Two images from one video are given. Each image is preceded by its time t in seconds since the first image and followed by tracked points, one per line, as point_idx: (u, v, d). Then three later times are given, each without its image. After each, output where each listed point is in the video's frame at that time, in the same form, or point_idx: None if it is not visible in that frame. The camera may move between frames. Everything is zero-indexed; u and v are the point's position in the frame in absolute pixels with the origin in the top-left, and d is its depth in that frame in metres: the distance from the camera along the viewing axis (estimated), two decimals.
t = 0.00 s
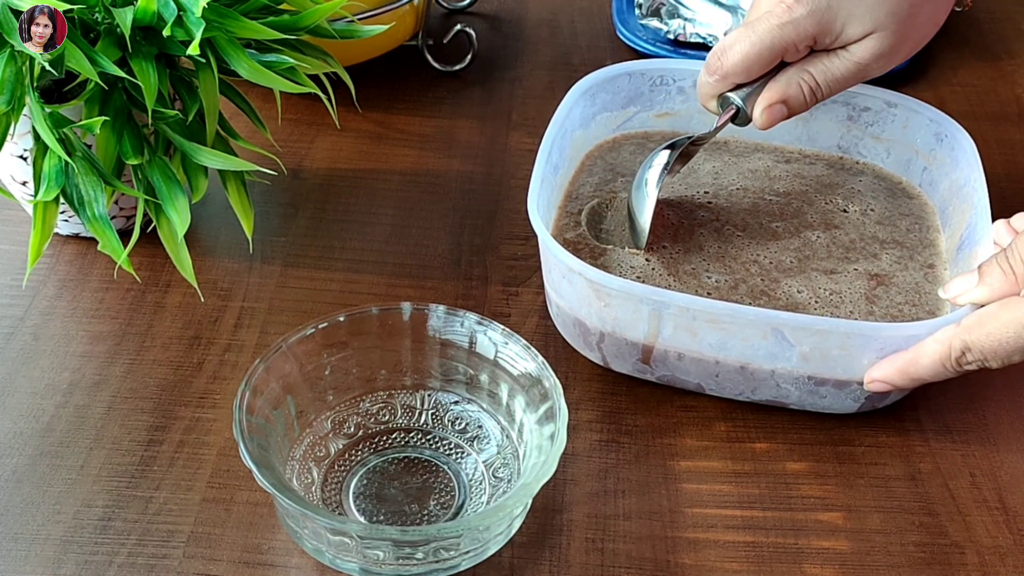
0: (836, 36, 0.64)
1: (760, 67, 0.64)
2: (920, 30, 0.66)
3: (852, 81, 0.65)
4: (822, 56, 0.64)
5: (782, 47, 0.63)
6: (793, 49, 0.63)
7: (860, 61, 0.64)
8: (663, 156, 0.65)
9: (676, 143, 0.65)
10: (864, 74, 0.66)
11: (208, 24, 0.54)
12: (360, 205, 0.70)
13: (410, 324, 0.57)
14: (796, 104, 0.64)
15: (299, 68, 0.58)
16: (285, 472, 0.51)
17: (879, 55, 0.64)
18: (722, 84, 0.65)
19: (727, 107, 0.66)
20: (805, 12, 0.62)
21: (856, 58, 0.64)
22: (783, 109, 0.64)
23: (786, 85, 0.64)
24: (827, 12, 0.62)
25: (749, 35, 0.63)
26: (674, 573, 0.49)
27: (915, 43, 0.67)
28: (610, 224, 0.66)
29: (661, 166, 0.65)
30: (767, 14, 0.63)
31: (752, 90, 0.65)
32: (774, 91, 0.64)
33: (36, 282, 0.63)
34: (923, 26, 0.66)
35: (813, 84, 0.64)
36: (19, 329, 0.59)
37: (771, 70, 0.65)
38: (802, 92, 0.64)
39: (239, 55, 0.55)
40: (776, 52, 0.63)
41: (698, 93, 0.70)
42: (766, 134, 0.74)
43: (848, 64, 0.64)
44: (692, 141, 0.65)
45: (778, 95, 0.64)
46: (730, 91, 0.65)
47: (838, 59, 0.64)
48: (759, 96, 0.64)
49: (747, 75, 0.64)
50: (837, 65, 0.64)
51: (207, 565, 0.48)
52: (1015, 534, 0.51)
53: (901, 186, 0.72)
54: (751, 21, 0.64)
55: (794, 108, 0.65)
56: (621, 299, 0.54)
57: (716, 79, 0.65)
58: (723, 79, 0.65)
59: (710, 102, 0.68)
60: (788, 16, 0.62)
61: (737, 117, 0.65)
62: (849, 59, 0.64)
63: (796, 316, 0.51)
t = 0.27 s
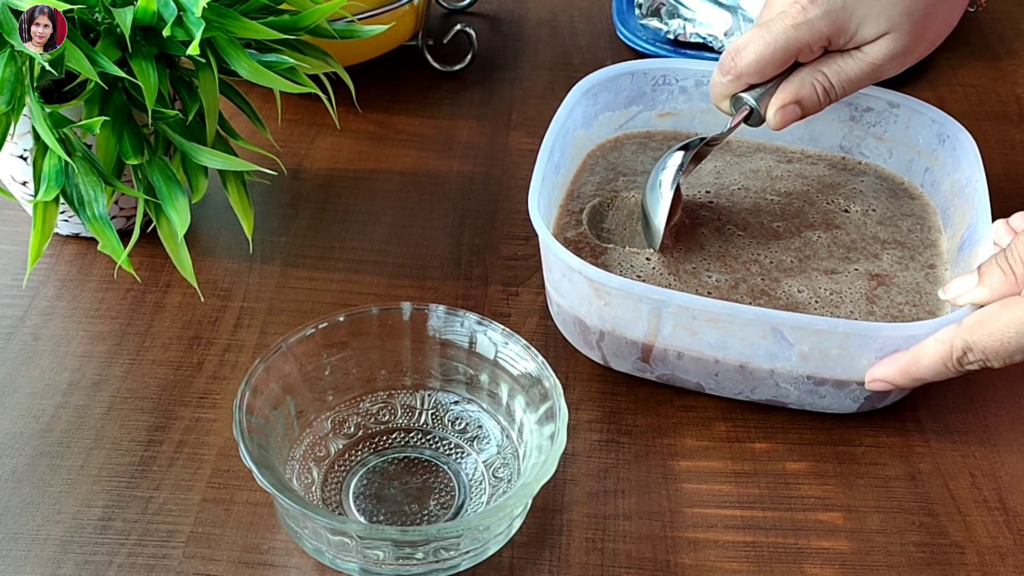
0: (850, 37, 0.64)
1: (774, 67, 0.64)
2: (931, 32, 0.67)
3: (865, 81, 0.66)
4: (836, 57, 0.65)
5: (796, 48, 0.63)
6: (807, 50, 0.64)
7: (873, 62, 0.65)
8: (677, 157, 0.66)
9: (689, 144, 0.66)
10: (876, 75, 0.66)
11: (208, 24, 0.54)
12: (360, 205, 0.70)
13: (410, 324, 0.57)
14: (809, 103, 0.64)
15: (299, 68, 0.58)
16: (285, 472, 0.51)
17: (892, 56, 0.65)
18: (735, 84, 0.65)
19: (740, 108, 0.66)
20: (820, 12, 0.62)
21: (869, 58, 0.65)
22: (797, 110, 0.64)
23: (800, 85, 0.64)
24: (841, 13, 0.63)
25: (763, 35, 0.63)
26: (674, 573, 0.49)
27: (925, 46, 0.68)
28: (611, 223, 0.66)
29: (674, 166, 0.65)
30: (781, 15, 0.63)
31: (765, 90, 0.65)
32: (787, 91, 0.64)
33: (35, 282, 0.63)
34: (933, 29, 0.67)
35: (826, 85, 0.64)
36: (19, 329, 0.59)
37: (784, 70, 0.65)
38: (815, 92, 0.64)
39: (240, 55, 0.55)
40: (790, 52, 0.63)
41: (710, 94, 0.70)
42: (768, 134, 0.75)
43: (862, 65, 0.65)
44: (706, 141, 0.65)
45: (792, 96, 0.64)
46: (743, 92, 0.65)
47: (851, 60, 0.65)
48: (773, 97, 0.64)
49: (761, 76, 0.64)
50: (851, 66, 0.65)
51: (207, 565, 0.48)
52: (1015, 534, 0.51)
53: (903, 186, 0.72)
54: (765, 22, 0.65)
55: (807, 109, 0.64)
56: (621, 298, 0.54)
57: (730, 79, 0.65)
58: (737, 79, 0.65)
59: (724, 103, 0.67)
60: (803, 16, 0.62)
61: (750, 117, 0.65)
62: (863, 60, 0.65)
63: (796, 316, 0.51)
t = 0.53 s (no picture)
0: (866, 38, 0.63)
1: (789, 68, 0.64)
2: (953, 29, 0.65)
3: (881, 81, 0.65)
4: (852, 57, 0.64)
5: (811, 49, 0.63)
6: (823, 51, 0.63)
7: (889, 63, 0.64)
8: (693, 160, 0.65)
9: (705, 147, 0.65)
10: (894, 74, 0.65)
11: (208, 24, 0.54)
12: (360, 205, 0.70)
13: (410, 324, 0.57)
14: (825, 105, 0.64)
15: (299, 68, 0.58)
16: (285, 472, 0.51)
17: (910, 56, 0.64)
18: (750, 85, 0.65)
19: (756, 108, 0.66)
20: (835, 14, 0.62)
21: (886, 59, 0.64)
22: (812, 111, 0.64)
23: (815, 86, 0.64)
24: (857, 15, 0.62)
25: (778, 36, 0.63)
26: (673, 573, 0.49)
27: (947, 41, 0.67)
28: (611, 223, 0.67)
29: (691, 168, 0.65)
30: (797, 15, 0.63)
31: (780, 91, 0.65)
32: (802, 92, 0.64)
33: (35, 282, 0.63)
34: (956, 25, 0.66)
35: (842, 85, 0.64)
36: (19, 329, 0.59)
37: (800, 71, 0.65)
38: (830, 93, 0.64)
39: (240, 55, 0.55)
40: (805, 53, 0.63)
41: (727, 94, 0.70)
42: (768, 134, 0.75)
43: (878, 65, 0.64)
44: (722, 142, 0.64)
45: (807, 97, 0.64)
46: (759, 92, 0.65)
47: (867, 60, 0.64)
48: (788, 97, 0.65)
49: (776, 77, 0.64)
50: (867, 66, 0.64)
51: (207, 565, 0.48)
52: (1015, 534, 0.51)
53: (903, 186, 0.72)
54: (781, 22, 0.64)
55: (822, 109, 0.65)
56: (621, 298, 0.54)
57: (745, 80, 0.65)
58: (752, 80, 0.65)
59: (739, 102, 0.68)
60: (818, 18, 0.62)
61: (765, 118, 0.65)
62: (879, 60, 0.64)
63: (796, 316, 0.51)
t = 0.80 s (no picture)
0: (877, 36, 0.64)
1: (800, 67, 0.63)
2: (960, 30, 0.66)
3: (891, 81, 0.65)
4: (862, 57, 0.64)
5: (822, 48, 0.63)
6: (833, 50, 0.63)
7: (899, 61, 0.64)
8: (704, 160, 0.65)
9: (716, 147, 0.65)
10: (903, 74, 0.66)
11: (208, 24, 0.54)
12: (360, 205, 0.70)
13: (410, 324, 0.57)
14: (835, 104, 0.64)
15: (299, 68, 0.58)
16: (285, 472, 0.51)
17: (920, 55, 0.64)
18: (761, 85, 0.65)
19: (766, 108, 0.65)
20: (847, 12, 0.62)
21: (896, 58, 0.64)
22: (823, 111, 0.63)
23: (826, 86, 0.63)
24: (868, 13, 0.62)
25: (789, 35, 0.63)
26: (673, 573, 0.49)
27: (953, 44, 0.68)
28: (611, 223, 0.67)
29: (701, 169, 0.65)
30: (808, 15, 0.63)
31: (791, 91, 0.64)
32: (813, 91, 0.63)
33: (35, 282, 0.63)
34: (963, 26, 0.66)
35: (853, 85, 0.64)
36: (19, 329, 0.59)
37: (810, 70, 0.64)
38: (842, 92, 0.63)
39: (240, 55, 0.55)
40: (816, 52, 0.63)
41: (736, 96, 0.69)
42: (769, 134, 0.75)
43: (889, 64, 0.64)
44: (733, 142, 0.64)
45: (818, 96, 0.63)
46: (769, 93, 0.65)
47: (878, 59, 0.64)
48: (798, 97, 0.64)
49: (787, 76, 0.64)
50: (878, 65, 0.64)
51: (207, 565, 0.48)
52: (1015, 534, 0.51)
53: (903, 186, 0.72)
54: (790, 22, 0.64)
55: (833, 109, 0.64)
56: (622, 297, 0.54)
57: (755, 79, 0.65)
58: (762, 80, 0.64)
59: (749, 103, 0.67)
60: (830, 16, 0.62)
61: (776, 118, 0.65)
62: (890, 59, 0.64)
63: (796, 316, 0.51)
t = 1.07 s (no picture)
0: (901, 36, 0.64)
1: (823, 68, 0.63)
2: (986, 31, 0.66)
3: (916, 81, 0.65)
4: (887, 57, 0.64)
5: (845, 48, 0.63)
6: (857, 51, 0.63)
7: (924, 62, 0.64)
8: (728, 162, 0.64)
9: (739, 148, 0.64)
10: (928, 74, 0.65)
11: (208, 24, 0.54)
12: (360, 205, 0.70)
13: (410, 324, 0.57)
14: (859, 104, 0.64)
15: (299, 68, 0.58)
16: (285, 472, 0.51)
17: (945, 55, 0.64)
18: (784, 86, 0.65)
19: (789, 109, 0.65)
20: (871, 12, 0.62)
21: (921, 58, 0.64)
22: (846, 111, 0.63)
23: (850, 86, 0.64)
24: (891, 13, 0.62)
25: (813, 35, 0.63)
26: (673, 573, 0.49)
27: (978, 46, 0.67)
28: (612, 222, 0.67)
29: (725, 171, 0.64)
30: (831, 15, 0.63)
31: (814, 91, 0.64)
32: (837, 92, 0.63)
33: (35, 282, 0.63)
34: (988, 28, 0.66)
35: (877, 85, 0.64)
36: (19, 329, 0.59)
37: (834, 71, 0.64)
38: (866, 92, 0.63)
39: (240, 55, 0.55)
40: (840, 53, 0.63)
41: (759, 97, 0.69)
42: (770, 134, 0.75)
43: (914, 64, 0.64)
44: (755, 144, 0.63)
45: (841, 97, 0.63)
46: (793, 93, 0.65)
47: (902, 60, 0.64)
48: (822, 97, 0.64)
49: (810, 77, 0.64)
50: (902, 65, 0.64)
51: (207, 565, 0.48)
52: (1015, 534, 0.51)
53: (904, 186, 0.72)
54: (814, 23, 0.64)
55: (856, 109, 0.64)
56: (622, 297, 0.54)
57: (778, 80, 0.65)
58: (786, 81, 0.64)
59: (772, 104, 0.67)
60: (854, 16, 0.62)
61: (798, 119, 0.64)
62: (914, 59, 0.64)
63: (796, 316, 0.51)
